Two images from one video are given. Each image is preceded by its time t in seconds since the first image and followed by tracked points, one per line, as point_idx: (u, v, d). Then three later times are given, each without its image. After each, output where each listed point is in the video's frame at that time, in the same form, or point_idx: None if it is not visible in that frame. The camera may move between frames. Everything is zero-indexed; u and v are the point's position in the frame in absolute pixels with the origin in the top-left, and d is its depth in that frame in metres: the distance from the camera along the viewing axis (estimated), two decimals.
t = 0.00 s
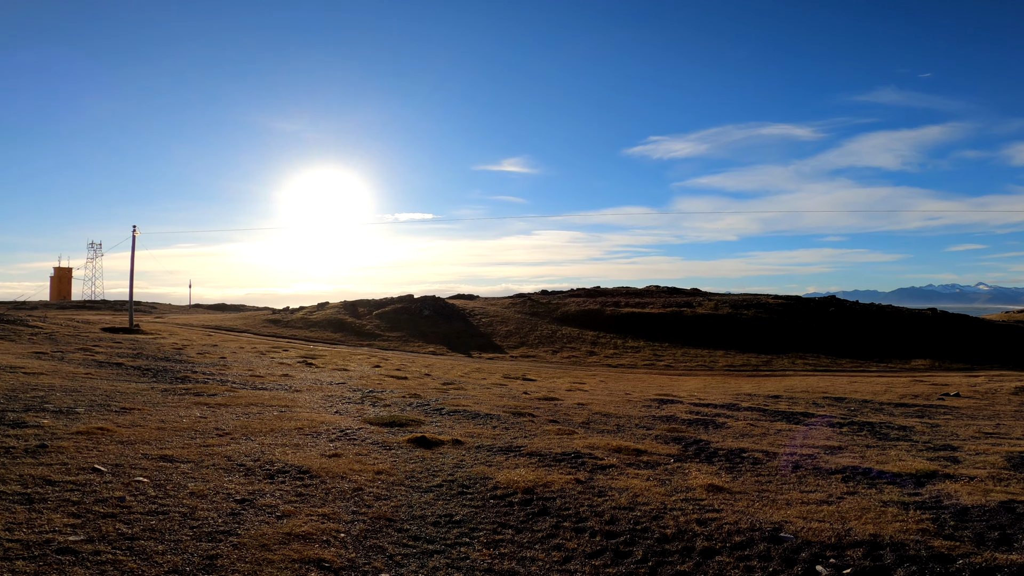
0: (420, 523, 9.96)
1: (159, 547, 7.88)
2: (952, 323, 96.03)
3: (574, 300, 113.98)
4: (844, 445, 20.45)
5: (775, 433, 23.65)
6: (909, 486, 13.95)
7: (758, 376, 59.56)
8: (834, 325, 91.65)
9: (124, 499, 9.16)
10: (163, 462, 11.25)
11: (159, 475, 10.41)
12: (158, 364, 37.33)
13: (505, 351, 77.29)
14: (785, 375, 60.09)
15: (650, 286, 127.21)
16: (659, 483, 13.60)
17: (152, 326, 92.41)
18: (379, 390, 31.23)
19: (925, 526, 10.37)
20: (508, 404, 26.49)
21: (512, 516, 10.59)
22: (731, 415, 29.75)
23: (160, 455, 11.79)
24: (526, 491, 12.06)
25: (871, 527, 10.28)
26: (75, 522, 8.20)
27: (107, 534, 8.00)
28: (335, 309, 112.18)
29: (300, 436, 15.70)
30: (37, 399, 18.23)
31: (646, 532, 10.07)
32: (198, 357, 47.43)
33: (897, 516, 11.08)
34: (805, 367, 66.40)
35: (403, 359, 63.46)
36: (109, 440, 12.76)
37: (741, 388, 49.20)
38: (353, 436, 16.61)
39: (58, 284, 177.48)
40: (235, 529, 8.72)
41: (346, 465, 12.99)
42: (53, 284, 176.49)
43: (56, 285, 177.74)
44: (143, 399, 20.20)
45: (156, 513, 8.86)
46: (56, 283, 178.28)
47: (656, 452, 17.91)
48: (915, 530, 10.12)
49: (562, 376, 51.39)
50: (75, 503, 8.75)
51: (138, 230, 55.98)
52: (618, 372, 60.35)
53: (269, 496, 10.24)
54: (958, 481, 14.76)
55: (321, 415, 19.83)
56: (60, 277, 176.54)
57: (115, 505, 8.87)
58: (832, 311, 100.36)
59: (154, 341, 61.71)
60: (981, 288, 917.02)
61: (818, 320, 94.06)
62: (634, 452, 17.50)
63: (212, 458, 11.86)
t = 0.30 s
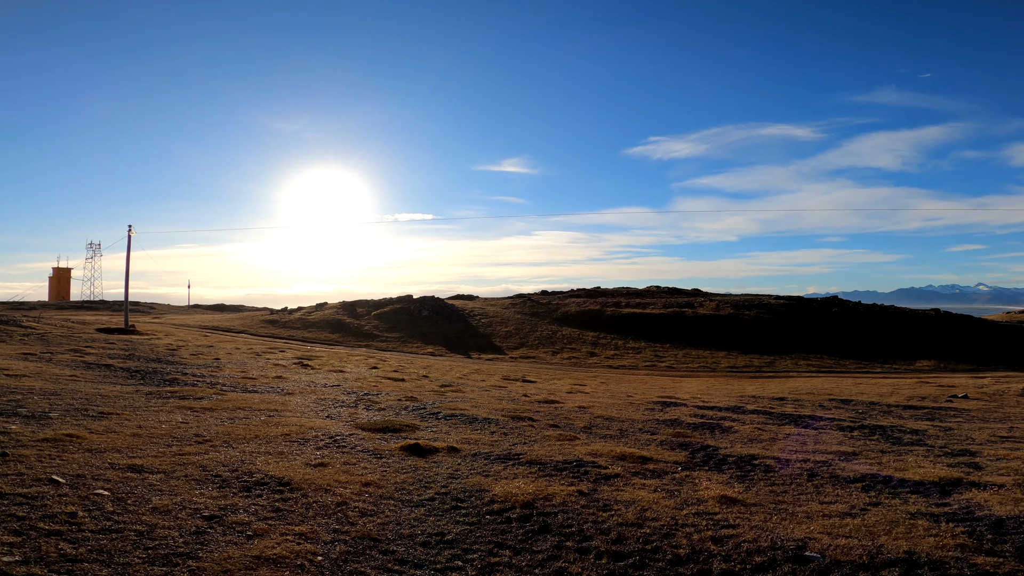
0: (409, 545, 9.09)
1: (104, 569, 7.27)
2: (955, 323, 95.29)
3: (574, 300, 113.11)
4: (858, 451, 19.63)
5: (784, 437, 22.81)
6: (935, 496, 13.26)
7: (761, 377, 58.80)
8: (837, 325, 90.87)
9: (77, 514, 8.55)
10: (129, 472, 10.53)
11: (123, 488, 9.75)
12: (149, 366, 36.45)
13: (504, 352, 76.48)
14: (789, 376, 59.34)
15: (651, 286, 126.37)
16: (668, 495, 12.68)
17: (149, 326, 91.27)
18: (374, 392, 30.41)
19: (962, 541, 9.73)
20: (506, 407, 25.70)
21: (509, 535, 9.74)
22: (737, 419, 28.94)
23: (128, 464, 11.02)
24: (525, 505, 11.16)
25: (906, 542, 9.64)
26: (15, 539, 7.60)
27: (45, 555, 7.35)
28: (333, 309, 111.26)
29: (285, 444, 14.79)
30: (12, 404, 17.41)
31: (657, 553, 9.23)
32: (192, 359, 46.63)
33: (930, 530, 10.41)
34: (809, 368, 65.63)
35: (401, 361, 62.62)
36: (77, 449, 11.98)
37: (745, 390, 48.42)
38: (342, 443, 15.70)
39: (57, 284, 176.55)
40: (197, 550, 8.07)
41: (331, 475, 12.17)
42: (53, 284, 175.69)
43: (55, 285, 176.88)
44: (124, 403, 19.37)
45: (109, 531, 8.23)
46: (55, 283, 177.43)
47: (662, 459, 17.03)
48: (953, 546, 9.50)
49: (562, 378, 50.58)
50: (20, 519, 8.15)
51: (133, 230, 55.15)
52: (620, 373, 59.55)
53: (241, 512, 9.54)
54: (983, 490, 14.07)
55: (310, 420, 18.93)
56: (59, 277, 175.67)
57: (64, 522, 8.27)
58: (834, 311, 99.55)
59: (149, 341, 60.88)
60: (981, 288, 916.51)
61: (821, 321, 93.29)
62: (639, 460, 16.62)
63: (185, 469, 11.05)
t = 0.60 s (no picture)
0: (399, 567, 8.27)
1: None
2: (958, 324, 94.60)
3: (574, 300, 112.19)
4: (873, 456, 18.80)
5: (795, 441, 21.92)
6: (964, 504, 12.52)
7: (764, 379, 57.99)
8: (839, 326, 90.12)
9: (22, 528, 7.85)
10: (92, 482, 9.78)
11: (81, 499, 9.01)
12: (139, 366, 35.53)
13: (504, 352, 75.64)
14: (792, 377, 58.58)
15: (651, 287, 125.51)
16: (681, 506, 11.79)
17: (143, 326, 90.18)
18: (370, 393, 29.55)
19: (1006, 554, 9.05)
20: (506, 409, 24.82)
21: (510, 553, 8.87)
22: (743, 421, 28.04)
23: (93, 472, 10.26)
24: (527, 518, 10.29)
25: (946, 557, 8.95)
26: None
27: None
28: (331, 309, 110.26)
29: (270, 449, 13.90)
30: None
31: (672, 574, 8.42)
32: (186, 358, 45.78)
33: (968, 541, 9.70)
34: (812, 369, 64.86)
35: (399, 361, 61.72)
36: (41, 455, 11.16)
37: (748, 391, 47.54)
38: (331, 448, 14.79)
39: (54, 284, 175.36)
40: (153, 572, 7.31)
41: (317, 483, 11.33)
42: (50, 284, 174.40)
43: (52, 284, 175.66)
44: (105, 405, 18.50)
45: (55, 548, 7.51)
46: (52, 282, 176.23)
47: (671, 465, 16.13)
48: (998, 560, 8.83)
49: (562, 379, 49.74)
50: None
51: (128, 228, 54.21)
52: (621, 374, 58.68)
53: (210, 527, 8.75)
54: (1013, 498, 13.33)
55: (299, 423, 18.00)
56: (56, 276, 174.61)
57: (4, 537, 7.56)
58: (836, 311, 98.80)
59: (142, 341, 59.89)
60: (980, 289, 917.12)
61: (822, 321, 92.56)
62: (646, 466, 15.74)
63: (155, 477, 10.28)
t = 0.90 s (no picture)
0: None
1: None
2: (959, 323, 93.93)
3: (572, 300, 111.26)
4: (888, 461, 18.01)
5: (805, 444, 21.11)
6: (995, 512, 11.83)
7: (766, 379, 57.29)
8: (840, 325, 89.48)
9: None
10: (48, 493, 9.01)
11: (32, 512, 8.29)
12: (128, 367, 34.71)
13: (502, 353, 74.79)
14: (793, 377, 57.87)
15: (650, 286, 124.72)
16: (693, 517, 10.96)
17: (138, 326, 89.15)
18: (363, 395, 28.75)
19: None
20: (504, 411, 24.01)
21: None
22: (749, 423, 27.22)
23: (50, 483, 9.48)
24: (529, 534, 9.43)
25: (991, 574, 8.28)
26: None
27: None
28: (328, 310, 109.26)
29: (252, 455, 13.06)
30: None
31: None
32: (177, 359, 44.96)
33: (1010, 554, 9.06)
34: (813, 369, 64.19)
35: (395, 362, 60.87)
36: None
37: (750, 392, 46.76)
38: (318, 455, 13.92)
39: (51, 284, 174.18)
40: None
41: (300, 494, 10.50)
42: (46, 284, 173.31)
43: (49, 284, 174.47)
44: (83, 409, 17.62)
45: None
46: (49, 282, 175.05)
47: (679, 471, 15.29)
48: None
49: (561, 379, 48.92)
50: None
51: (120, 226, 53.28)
52: (620, 375, 57.91)
53: (172, 545, 7.97)
54: None
55: (287, 428, 17.12)
56: (53, 277, 173.52)
57: None
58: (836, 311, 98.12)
59: (134, 342, 58.93)
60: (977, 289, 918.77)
61: (823, 321, 91.90)
62: (652, 472, 14.91)
63: (120, 487, 9.53)
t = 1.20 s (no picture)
0: None
1: None
2: (962, 323, 93.25)
3: (571, 300, 110.34)
4: (905, 463, 17.23)
5: (815, 446, 20.35)
6: None
7: (768, 379, 56.53)
8: (841, 325, 88.76)
9: None
10: None
11: None
12: (115, 367, 33.79)
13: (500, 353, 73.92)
14: (796, 377, 57.13)
15: (650, 286, 123.90)
16: (704, 526, 10.25)
17: (131, 326, 87.97)
18: (357, 395, 27.90)
19: None
20: (502, 413, 23.16)
21: None
22: (755, 424, 26.40)
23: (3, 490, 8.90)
24: (528, 547, 8.72)
25: None
26: None
27: None
28: (325, 310, 108.22)
29: (231, 459, 12.25)
30: None
31: None
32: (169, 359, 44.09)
33: None
34: (815, 369, 63.45)
35: (392, 362, 60.00)
36: None
37: (753, 392, 45.95)
38: (303, 459, 13.08)
39: (47, 284, 172.77)
40: None
41: (277, 502, 9.82)
42: (42, 284, 172.02)
43: (46, 284, 173.03)
44: (58, 410, 16.80)
45: None
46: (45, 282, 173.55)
47: (686, 476, 14.46)
48: None
49: (561, 380, 48.07)
50: None
51: (113, 225, 52.42)
52: (620, 375, 57.09)
53: (120, 559, 7.45)
54: None
55: (273, 430, 16.32)
56: (49, 277, 172.09)
57: None
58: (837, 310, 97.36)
59: (127, 342, 57.99)
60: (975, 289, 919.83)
61: (824, 320, 91.17)
62: (659, 477, 14.08)
63: (77, 494, 8.99)
